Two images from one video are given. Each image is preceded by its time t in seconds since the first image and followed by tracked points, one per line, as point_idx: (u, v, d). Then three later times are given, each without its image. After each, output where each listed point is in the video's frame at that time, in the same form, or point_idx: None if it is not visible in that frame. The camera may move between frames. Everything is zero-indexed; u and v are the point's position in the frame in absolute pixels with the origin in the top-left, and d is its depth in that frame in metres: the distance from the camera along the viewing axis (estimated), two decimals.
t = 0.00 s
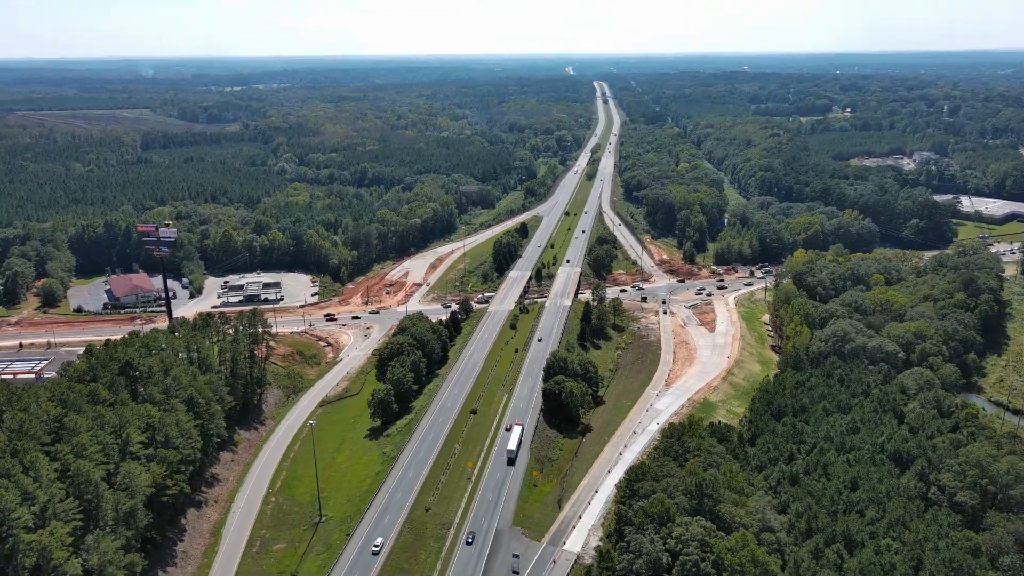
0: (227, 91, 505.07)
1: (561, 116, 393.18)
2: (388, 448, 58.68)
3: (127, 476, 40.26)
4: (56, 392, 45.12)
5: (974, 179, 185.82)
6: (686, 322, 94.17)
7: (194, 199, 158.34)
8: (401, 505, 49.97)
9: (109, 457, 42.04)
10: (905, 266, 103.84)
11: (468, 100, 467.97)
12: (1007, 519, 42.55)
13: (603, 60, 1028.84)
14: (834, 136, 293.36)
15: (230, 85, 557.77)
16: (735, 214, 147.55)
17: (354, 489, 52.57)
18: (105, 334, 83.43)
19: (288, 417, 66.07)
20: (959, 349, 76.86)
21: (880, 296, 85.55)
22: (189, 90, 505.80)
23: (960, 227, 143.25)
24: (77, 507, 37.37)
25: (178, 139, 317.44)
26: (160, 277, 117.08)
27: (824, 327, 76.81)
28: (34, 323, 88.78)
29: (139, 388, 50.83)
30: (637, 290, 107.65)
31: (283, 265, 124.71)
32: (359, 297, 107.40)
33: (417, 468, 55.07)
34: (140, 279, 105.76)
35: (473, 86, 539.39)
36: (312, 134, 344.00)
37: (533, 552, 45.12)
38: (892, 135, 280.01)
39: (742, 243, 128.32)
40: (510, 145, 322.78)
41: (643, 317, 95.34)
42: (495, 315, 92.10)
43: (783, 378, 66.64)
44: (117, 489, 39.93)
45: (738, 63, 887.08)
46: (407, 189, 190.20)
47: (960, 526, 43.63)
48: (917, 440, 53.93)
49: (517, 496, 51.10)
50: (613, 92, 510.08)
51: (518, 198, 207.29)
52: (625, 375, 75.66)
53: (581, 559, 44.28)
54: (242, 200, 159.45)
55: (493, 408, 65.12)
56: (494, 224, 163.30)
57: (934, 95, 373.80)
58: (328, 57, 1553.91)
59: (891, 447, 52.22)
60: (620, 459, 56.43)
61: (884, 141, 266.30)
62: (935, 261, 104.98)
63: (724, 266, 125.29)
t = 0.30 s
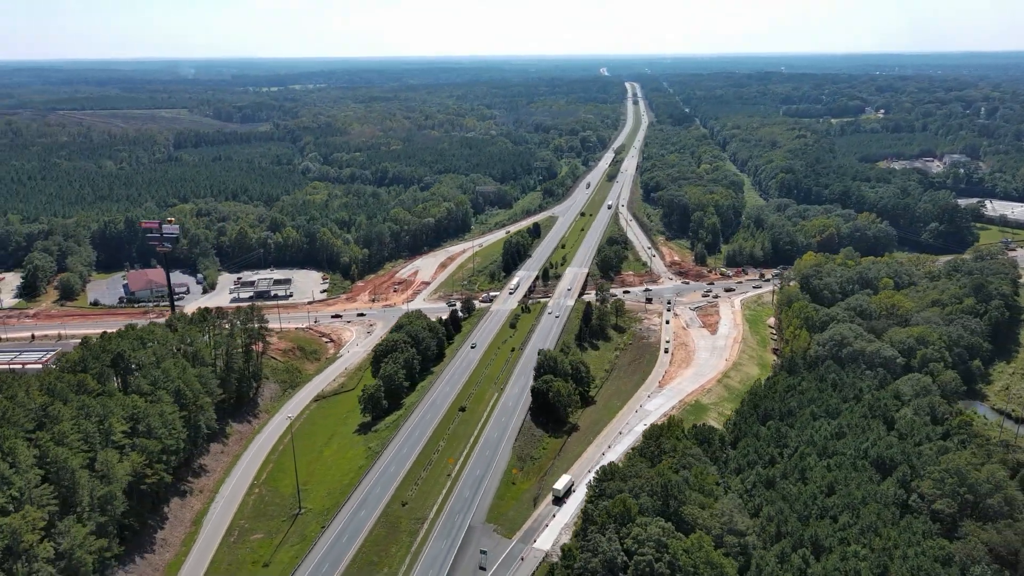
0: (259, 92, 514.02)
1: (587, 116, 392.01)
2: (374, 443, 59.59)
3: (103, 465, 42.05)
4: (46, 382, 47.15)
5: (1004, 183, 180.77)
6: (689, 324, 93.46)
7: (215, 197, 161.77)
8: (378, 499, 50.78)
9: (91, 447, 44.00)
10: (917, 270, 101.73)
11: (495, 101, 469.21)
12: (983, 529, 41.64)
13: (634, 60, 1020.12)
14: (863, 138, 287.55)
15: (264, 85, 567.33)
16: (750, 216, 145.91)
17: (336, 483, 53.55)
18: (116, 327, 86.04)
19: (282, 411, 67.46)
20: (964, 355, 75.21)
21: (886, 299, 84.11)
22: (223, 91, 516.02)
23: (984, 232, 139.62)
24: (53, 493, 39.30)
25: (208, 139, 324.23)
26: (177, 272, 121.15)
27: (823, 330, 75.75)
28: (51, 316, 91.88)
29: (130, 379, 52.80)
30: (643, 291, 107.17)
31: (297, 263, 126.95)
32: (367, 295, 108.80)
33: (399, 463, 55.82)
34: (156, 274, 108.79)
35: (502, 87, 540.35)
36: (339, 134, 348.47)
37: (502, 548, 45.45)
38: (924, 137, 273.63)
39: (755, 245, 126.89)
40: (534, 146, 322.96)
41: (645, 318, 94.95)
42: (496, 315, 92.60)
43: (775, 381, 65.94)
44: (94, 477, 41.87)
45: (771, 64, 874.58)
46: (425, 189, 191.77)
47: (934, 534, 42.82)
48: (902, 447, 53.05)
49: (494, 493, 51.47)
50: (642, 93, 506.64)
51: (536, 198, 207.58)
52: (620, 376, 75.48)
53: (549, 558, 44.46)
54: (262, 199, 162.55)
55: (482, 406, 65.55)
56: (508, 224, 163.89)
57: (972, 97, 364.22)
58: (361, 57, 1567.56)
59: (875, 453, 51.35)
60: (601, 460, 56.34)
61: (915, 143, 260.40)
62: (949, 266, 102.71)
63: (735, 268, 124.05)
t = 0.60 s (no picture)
0: (283, 91, 519.68)
1: (607, 117, 389.89)
2: (358, 442, 59.70)
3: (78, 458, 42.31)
4: (29, 377, 47.75)
5: None
6: (689, 326, 92.36)
7: (228, 196, 163.95)
8: (355, 498, 50.85)
9: (69, 440, 44.38)
10: (928, 275, 99.28)
11: (516, 102, 468.19)
12: (959, 542, 40.67)
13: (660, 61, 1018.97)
14: (888, 140, 281.73)
15: (289, 85, 573.21)
16: (762, 218, 143.83)
17: (316, 481, 53.69)
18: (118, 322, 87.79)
19: (272, 409, 67.98)
20: (967, 363, 73.23)
21: (890, 305, 82.33)
22: (248, 91, 522.57)
23: (1005, 237, 135.73)
24: (27, 486, 39.51)
25: (229, 138, 328.73)
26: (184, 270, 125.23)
27: (821, 335, 74.40)
28: (58, 312, 93.86)
29: (115, 375, 53.39)
30: (646, 293, 106.15)
31: (303, 261, 128.19)
32: (369, 294, 109.34)
33: (381, 462, 55.80)
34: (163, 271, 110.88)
35: (524, 87, 538.65)
36: (358, 134, 350.90)
37: (472, 550, 45.19)
38: (951, 139, 267.15)
39: (763, 249, 125.06)
40: (551, 147, 321.85)
41: (645, 321, 94.04)
42: (494, 315, 92.41)
43: (767, 387, 64.90)
44: (70, 470, 42.24)
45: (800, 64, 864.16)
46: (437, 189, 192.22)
47: (910, 545, 41.91)
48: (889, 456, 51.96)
49: (471, 494, 51.24)
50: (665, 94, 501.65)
51: (549, 200, 206.92)
52: (612, 379, 74.82)
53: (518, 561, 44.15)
54: (274, 199, 164.41)
55: (469, 407, 65.41)
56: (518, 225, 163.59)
57: (1005, 98, 354.77)
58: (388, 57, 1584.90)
59: (859, 461, 50.29)
60: (583, 462, 55.77)
61: (942, 146, 254.42)
62: (962, 271, 100.09)
63: (742, 272, 122.31)
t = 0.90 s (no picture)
0: (309, 92, 525.88)
1: (629, 118, 387.57)
2: (340, 440, 60.34)
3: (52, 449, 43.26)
4: (14, 370, 49.17)
5: None
6: (687, 329, 91.53)
7: (243, 196, 166.69)
8: (329, 494, 51.40)
9: (46, 432, 45.40)
10: (936, 281, 97.05)
11: (539, 103, 467.50)
12: (925, 552, 39.89)
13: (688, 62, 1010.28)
14: (915, 143, 275.42)
15: (315, 86, 579.59)
16: (772, 221, 141.82)
17: (293, 477, 54.37)
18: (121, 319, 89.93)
19: (262, 405, 69.02)
20: (966, 372, 71.41)
21: (890, 310, 80.70)
22: (274, 91, 529.33)
23: None
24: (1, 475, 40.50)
25: (253, 138, 333.88)
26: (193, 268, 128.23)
27: (814, 340, 73.29)
28: (65, 309, 96.98)
29: (101, 369, 54.69)
30: (648, 296, 105.43)
31: (310, 260, 129.84)
32: (371, 294, 110.37)
33: (359, 460, 56.32)
34: (171, 269, 113.43)
35: (549, 88, 537.19)
36: (378, 134, 353.69)
37: (438, 547, 45.36)
38: (982, 143, 260.08)
39: (771, 252, 123.39)
40: (571, 148, 320.92)
41: (642, 324, 93.48)
42: (490, 316, 92.63)
43: (753, 391, 64.18)
44: (45, 460, 43.17)
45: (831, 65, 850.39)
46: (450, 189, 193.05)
47: (876, 554, 41.18)
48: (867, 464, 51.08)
49: (444, 493, 51.42)
50: (689, 96, 496.79)
51: (562, 201, 206.47)
52: (602, 381, 74.57)
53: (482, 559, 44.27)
54: (287, 198, 166.66)
55: (453, 407, 65.68)
56: (528, 226, 163.71)
57: None
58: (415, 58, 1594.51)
59: (835, 468, 49.54)
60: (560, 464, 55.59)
61: (971, 149, 247.99)
62: (972, 278, 97.66)
63: (748, 275, 120.85)
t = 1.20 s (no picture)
0: (328, 93, 530.68)
1: (644, 119, 386.50)
2: (324, 435, 61.37)
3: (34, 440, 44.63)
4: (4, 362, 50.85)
5: None
6: (681, 331, 91.38)
7: (254, 195, 169.24)
8: (307, 489, 52.37)
9: (31, 424, 46.81)
10: (936, 284, 95.94)
11: (556, 105, 466.99)
12: (888, 555, 39.70)
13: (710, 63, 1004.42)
14: (934, 145, 271.34)
15: (336, 87, 584.22)
16: (778, 223, 140.83)
17: (275, 472, 55.46)
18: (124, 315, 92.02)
19: (253, 400, 70.33)
20: (957, 376, 70.69)
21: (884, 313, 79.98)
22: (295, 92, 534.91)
23: None
24: None
25: (270, 138, 338.01)
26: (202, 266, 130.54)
27: (804, 343, 72.90)
28: (74, 305, 99.49)
29: (91, 363, 56.23)
30: (645, 297, 105.30)
31: (315, 259, 131.60)
32: (372, 292, 111.54)
33: (340, 455, 57.28)
34: (178, 267, 115.73)
35: (567, 89, 536.19)
36: (394, 135, 356.04)
37: (407, 543, 46.06)
38: (1002, 145, 255.48)
39: (774, 254, 122.70)
40: (584, 149, 320.67)
41: (637, 325, 93.48)
42: (485, 315, 93.26)
43: (737, 393, 64.04)
44: (27, 451, 44.51)
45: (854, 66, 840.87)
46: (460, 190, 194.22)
47: (842, 557, 41.02)
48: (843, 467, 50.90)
49: (419, 489, 52.17)
50: (708, 97, 492.62)
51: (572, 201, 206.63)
52: (590, 381, 74.77)
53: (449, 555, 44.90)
54: (297, 198, 168.91)
55: (439, 404, 66.47)
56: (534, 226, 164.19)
57: None
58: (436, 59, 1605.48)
59: (809, 471, 49.36)
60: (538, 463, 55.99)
61: (990, 151, 243.75)
62: (974, 281, 96.39)
63: (750, 277, 120.26)
